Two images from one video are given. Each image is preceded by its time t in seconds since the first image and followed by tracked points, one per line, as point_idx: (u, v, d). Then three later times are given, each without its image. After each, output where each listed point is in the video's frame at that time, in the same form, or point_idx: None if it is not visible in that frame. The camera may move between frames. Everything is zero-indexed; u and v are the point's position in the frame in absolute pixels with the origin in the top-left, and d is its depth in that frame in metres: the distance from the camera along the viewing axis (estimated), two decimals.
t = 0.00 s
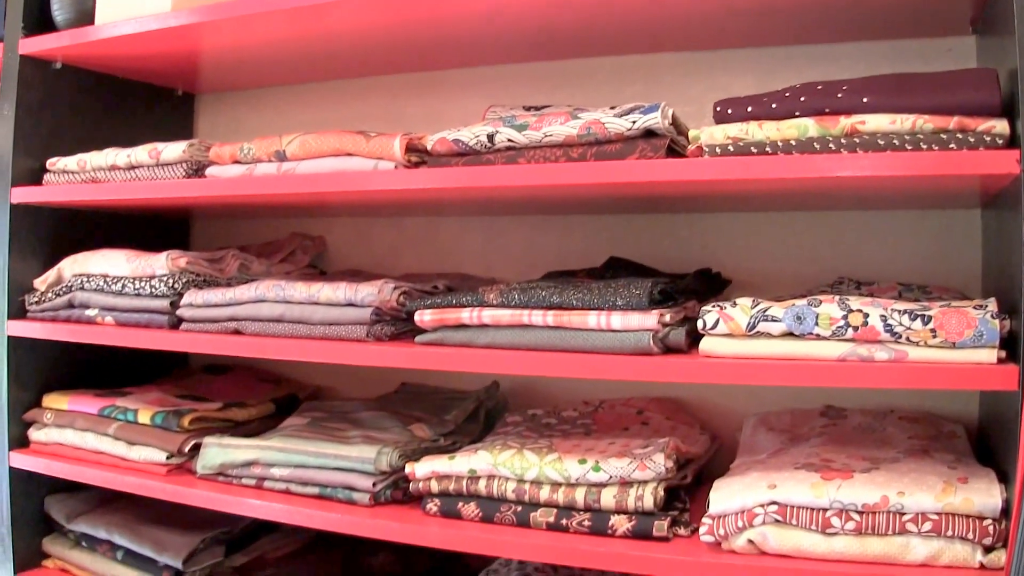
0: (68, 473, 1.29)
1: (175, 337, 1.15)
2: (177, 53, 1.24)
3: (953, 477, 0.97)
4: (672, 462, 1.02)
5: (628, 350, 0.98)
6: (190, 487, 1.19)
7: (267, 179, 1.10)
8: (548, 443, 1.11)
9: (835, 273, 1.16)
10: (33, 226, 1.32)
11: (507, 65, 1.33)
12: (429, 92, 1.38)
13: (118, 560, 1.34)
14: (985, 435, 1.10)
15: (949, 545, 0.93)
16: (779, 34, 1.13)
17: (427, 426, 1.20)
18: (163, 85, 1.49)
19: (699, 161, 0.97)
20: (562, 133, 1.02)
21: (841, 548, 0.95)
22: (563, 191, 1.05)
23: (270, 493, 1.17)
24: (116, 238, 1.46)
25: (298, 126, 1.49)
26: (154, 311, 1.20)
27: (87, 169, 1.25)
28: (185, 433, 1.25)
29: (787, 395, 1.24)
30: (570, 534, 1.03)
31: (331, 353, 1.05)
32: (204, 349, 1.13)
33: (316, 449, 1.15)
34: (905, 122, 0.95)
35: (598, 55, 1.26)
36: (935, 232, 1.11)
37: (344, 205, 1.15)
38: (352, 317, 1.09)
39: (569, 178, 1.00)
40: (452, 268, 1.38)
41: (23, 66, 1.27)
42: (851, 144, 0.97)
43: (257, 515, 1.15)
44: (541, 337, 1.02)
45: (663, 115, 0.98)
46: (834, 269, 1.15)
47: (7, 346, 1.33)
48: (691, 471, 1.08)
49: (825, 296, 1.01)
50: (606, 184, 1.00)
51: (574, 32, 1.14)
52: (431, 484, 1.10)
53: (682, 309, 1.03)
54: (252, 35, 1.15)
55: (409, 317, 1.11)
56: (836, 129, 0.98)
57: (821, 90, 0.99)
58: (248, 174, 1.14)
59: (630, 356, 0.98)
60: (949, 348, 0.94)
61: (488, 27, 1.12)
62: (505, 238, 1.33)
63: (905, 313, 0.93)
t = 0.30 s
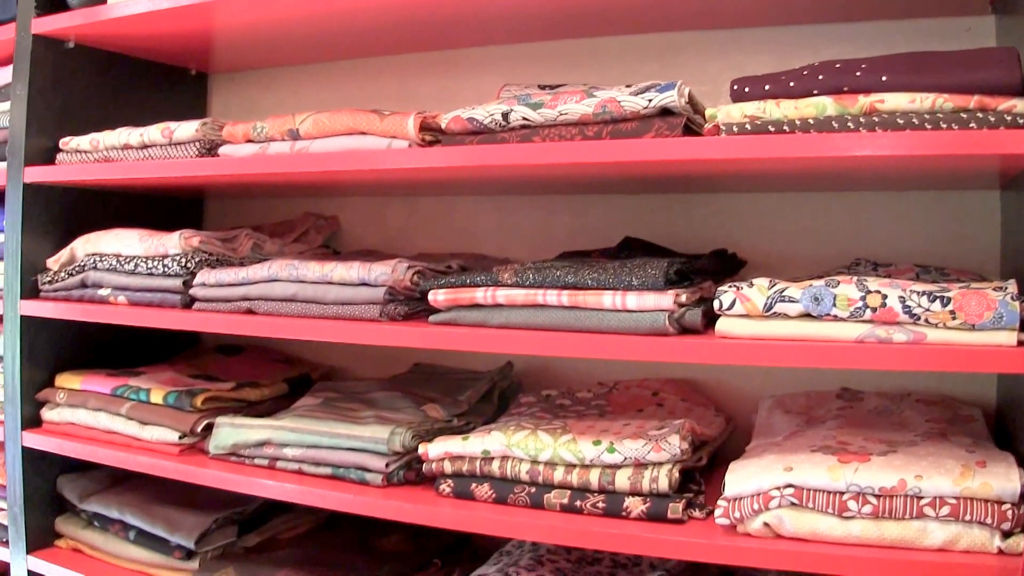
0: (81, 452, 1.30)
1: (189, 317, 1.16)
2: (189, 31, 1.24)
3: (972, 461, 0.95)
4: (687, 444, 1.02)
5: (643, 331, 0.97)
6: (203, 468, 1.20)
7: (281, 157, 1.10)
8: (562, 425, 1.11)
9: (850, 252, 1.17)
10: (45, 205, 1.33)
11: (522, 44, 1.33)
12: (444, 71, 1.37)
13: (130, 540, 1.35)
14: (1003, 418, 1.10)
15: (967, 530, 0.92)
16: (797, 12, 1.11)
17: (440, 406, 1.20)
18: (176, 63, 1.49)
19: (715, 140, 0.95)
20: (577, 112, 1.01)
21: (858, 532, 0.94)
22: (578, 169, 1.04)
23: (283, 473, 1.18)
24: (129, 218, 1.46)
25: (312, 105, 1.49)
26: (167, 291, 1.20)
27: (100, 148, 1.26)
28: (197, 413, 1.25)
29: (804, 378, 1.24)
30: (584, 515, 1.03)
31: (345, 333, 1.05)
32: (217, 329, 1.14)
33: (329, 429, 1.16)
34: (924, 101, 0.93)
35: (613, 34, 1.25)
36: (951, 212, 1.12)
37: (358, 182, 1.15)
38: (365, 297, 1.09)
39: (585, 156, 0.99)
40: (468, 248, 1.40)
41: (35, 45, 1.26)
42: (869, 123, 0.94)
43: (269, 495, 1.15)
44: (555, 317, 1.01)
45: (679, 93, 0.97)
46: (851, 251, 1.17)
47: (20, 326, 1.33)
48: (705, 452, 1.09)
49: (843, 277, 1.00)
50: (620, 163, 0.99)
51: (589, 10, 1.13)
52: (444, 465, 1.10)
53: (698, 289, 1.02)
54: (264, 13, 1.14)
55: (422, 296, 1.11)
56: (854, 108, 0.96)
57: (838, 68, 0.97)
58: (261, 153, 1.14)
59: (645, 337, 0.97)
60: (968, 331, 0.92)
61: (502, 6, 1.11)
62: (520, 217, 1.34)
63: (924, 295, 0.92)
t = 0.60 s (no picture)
0: (94, 440, 1.31)
1: (201, 303, 1.17)
2: (199, 17, 1.24)
3: (987, 445, 0.95)
4: (700, 429, 1.02)
5: (655, 315, 0.97)
6: (216, 455, 1.21)
7: (291, 143, 1.11)
8: (574, 411, 1.10)
9: (863, 236, 1.21)
10: (56, 193, 1.33)
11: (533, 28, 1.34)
12: (455, 56, 1.38)
13: (144, 528, 1.36)
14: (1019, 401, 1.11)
15: (982, 514, 0.91)
16: None
17: (453, 392, 1.22)
18: (186, 50, 1.49)
19: (726, 123, 0.94)
20: (587, 95, 1.00)
21: (873, 517, 0.94)
22: (589, 152, 1.03)
23: (295, 460, 1.19)
24: (140, 207, 1.47)
25: (323, 91, 1.51)
26: (178, 278, 1.22)
27: (110, 136, 1.27)
28: (209, 401, 1.26)
29: (817, 362, 1.26)
30: (597, 501, 1.03)
31: (355, 318, 1.06)
32: (228, 316, 1.15)
33: (341, 416, 1.16)
34: (937, 81, 0.91)
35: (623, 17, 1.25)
36: (963, 197, 1.15)
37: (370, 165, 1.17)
38: (376, 283, 1.09)
39: (595, 140, 0.98)
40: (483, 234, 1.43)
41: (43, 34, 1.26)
42: (881, 105, 0.93)
43: (281, 483, 1.16)
44: (568, 302, 1.01)
45: (689, 75, 0.96)
46: (865, 234, 1.20)
47: (32, 315, 1.34)
48: (718, 437, 1.10)
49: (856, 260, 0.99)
50: (631, 146, 0.98)
51: None
52: (456, 451, 1.10)
53: (710, 272, 1.02)
54: None
55: (434, 282, 1.11)
56: (866, 90, 0.94)
57: (850, 49, 0.95)
58: (271, 139, 1.15)
59: (656, 321, 0.96)
60: (983, 314, 0.91)
61: None
62: (534, 201, 1.38)
63: (938, 277, 0.91)
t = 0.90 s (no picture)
0: (107, 430, 1.32)
1: (213, 294, 1.18)
2: (215, 7, 1.26)
3: (999, 436, 0.94)
4: (712, 419, 1.02)
5: (667, 305, 0.97)
6: (228, 445, 1.23)
7: (303, 134, 1.11)
8: (585, 401, 1.11)
9: (878, 225, 1.20)
10: (67, 183, 1.34)
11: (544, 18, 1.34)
12: (468, 45, 1.39)
13: (156, 518, 1.37)
14: None
15: (995, 505, 0.90)
16: None
17: (465, 382, 1.23)
18: (196, 40, 1.49)
19: (738, 112, 0.93)
20: (598, 85, 0.99)
21: (884, 508, 0.94)
22: (600, 142, 1.03)
23: (306, 450, 1.20)
24: (152, 197, 1.47)
25: (336, 81, 1.52)
26: (191, 269, 1.23)
27: (122, 127, 1.27)
28: (221, 391, 1.28)
29: (829, 353, 1.27)
30: (608, 491, 1.03)
31: (366, 308, 1.07)
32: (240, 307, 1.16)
33: (353, 407, 1.18)
34: (949, 71, 0.90)
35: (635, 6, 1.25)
36: (976, 186, 1.15)
37: (381, 155, 1.17)
38: (387, 273, 1.10)
39: (607, 130, 0.98)
40: (495, 224, 1.44)
41: (54, 25, 1.27)
42: (893, 95, 0.92)
43: (293, 473, 1.17)
44: (580, 292, 1.01)
45: (702, 65, 0.95)
46: (878, 224, 1.20)
47: (44, 306, 1.35)
48: (729, 428, 1.10)
49: (868, 250, 0.97)
50: (640, 137, 0.98)
51: None
52: (468, 441, 1.11)
53: (721, 263, 1.01)
54: None
55: (445, 272, 1.12)
56: (878, 79, 0.93)
57: (863, 39, 0.93)
58: (283, 129, 1.15)
59: (668, 311, 0.96)
60: (996, 305, 0.89)
61: None
62: (546, 191, 1.39)
63: (950, 267, 0.89)
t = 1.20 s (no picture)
0: (118, 426, 1.34)
1: (223, 289, 1.20)
2: (223, 4, 1.27)
3: (1006, 425, 0.95)
4: (719, 411, 1.02)
5: (673, 297, 0.97)
6: (238, 439, 1.24)
7: (310, 129, 1.12)
8: (594, 393, 1.11)
9: (884, 216, 1.20)
10: (78, 181, 1.35)
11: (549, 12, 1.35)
12: (474, 40, 1.40)
13: (168, 514, 1.38)
14: None
15: (1001, 494, 0.91)
16: None
17: (474, 375, 1.24)
18: (204, 37, 1.51)
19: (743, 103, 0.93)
20: (603, 78, 1.00)
21: (891, 497, 0.94)
22: (605, 135, 1.04)
23: (316, 444, 1.21)
24: (160, 194, 1.49)
25: (343, 76, 1.53)
26: (200, 265, 1.25)
27: (131, 124, 1.29)
28: (232, 386, 1.30)
29: (837, 344, 1.27)
30: (617, 483, 1.04)
31: (374, 302, 1.08)
32: (250, 302, 1.18)
33: (362, 401, 1.19)
34: (953, 61, 0.90)
35: None
36: (982, 175, 1.15)
37: (388, 149, 1.18)
38: (396, 268, 1.11)
39: (613, 123, 0.98)
40: (503, 218, 1.45)
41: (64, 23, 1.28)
42: (897, 85, 0.92)
43: (304, 467, 1.19)
44: (586, 285, 1.01)
45: (706, 57, 0.94)
46: (886, 214, 1.20)
47: (55, 303, 1.36)
48: (737, 418, 1.11)
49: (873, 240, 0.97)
50: (644, 129, 0.98)
51: None
52: (477, 434, 1.12)
53: (728, 254, 1.02)
54: None
55: (453, 266, 1.13)
56: (882, 69, 0.93)
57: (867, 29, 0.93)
58: (291, 125, 1.17)
59: (674, 303, 0.96)
60: (1000, 293, 0.89)
61: None
62: (553, 184, 1.40)
63: (955, 257, 0.89)
